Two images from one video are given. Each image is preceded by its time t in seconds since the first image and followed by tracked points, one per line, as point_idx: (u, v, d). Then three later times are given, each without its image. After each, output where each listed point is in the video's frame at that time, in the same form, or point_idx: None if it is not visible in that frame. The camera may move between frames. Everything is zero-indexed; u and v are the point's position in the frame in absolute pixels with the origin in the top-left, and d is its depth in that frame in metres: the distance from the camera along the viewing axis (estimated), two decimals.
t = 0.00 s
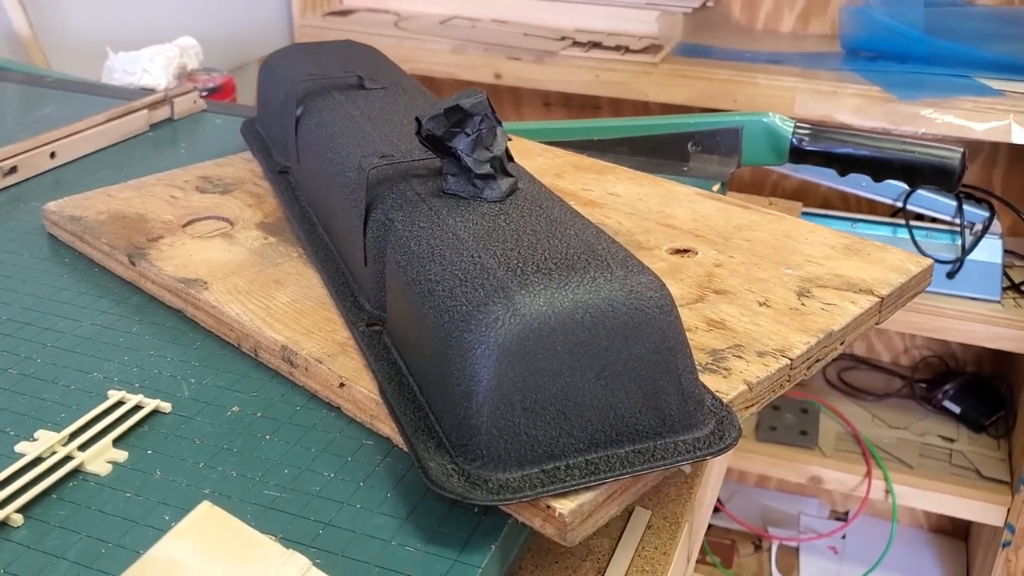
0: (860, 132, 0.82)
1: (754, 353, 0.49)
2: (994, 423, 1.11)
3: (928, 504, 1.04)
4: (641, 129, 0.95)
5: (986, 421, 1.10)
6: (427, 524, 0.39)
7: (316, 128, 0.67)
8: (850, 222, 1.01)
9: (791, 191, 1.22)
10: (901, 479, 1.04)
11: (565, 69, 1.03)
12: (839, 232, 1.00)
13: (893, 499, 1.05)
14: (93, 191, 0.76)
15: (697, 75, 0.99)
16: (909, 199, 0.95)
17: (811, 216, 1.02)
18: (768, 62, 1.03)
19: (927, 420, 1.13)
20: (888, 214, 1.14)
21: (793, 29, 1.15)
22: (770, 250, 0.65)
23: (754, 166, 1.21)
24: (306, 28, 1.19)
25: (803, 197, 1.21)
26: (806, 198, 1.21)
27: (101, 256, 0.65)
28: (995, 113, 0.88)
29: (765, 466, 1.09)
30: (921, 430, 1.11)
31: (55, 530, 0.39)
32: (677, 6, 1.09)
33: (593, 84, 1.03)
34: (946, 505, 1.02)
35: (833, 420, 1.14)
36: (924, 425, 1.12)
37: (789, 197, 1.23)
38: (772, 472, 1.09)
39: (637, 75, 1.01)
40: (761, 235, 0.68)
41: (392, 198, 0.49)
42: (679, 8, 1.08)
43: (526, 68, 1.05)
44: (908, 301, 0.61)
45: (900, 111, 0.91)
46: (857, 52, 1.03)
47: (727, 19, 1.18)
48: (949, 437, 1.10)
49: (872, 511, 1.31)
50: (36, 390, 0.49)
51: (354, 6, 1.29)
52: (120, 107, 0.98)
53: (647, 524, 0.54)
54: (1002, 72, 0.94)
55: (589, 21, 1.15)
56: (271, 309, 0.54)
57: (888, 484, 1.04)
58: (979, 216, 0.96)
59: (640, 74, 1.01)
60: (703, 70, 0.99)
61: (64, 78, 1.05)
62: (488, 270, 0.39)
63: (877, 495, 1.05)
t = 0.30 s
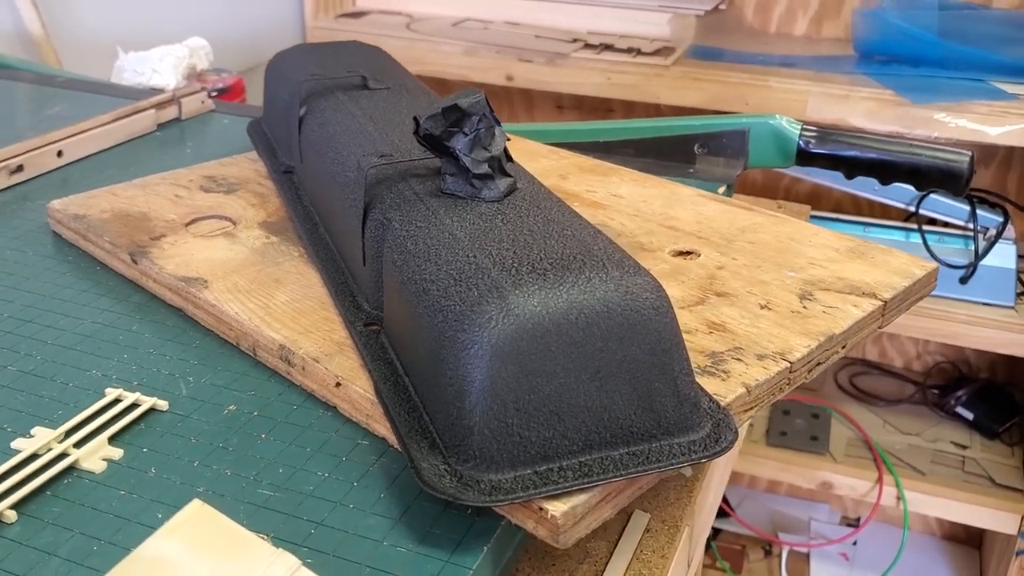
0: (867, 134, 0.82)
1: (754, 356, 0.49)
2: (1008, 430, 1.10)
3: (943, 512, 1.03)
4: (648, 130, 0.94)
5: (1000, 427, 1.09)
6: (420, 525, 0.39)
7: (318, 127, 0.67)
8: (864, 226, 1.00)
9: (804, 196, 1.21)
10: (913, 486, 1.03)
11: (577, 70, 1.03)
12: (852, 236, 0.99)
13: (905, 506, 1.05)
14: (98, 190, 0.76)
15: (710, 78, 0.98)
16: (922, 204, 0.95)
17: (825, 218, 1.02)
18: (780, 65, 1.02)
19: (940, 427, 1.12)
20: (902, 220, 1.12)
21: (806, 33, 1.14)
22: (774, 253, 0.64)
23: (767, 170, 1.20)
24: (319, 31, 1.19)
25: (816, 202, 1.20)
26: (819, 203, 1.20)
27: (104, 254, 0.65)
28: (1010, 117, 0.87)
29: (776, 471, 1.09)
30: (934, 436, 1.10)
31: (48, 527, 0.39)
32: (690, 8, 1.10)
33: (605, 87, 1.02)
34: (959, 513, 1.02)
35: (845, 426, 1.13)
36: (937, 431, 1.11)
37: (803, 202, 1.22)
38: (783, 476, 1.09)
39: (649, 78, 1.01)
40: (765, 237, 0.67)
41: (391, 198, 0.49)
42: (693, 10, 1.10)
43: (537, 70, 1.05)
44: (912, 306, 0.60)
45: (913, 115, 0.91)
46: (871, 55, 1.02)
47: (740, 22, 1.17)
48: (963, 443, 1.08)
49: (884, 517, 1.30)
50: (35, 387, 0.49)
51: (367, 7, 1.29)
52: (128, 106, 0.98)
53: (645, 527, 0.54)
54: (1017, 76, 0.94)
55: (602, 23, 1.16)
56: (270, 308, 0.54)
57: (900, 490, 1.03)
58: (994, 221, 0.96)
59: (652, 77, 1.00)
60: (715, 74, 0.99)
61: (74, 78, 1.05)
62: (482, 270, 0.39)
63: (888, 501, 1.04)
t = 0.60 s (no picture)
0: (882, 135, 0.81)
1: (760, 356, 0.48)
2: None
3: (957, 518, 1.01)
4: (661, 130, 0.94)
5: (1021, 434, 1.07)
6: (419, 521, 0.38)
7: (328, 125, 0.67)
8: (883, 230, 0.98)
9: (824, 199, 1.20)
10: (932, 492, 1.01)
11: (596, 71, 1.02)
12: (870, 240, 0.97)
13: (924, 513, 1.02)
14: (111, 186, 0.77)
15: (729, 79, 0.98)
16: (942, 206, 0.93)
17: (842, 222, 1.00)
18: (801, 67, 1.02)
19: (961, 432, 1.11)
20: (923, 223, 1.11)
21: (827, 34, 1.13)
22: (784, 253, 0.64)
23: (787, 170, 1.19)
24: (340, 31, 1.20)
25: (836, 204, 1.20)
26: (838, 206, 1.20)
27: (115, 250, 0.66)
28: None
29: (792, 476, 1.08)
30: (953, 442, 1.09)
31: (50, 518, 0.39)
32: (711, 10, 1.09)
33: (624, 87, 1.02)
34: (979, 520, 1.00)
35: (863, 430, 1.12)
36: (957, 437, 1.10)
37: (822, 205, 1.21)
38: (798, 482, 1.07)
39: (667, 79, 1.00)
40: (776, 237, 0.67)
41: (396, 195, 0.49)
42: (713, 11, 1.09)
43: (555, 71, 1.05)
44: (923, 308, 0.59)
45: (935, 118, 0.90)
46: (892, 57, 1.01)
47: (761, 23, 1.17)
48: (983, 450, 1.07)
49: (901, 522, 1.30)
50: (42, 380, 0.50)
51: (387, 7, 1.30)
52: (143, 104, 0.99)
53: (650, 528, 0.54)
54: None
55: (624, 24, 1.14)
56: (276, 304, 0.54)
57: (918, 496, 1.01)
58: (1014, 225, 0.92)
59: (670, 78, 1.00)
60: (734, 74, 0.98)
61: (93, 75, 1.06)
62: (484, 267, 0.39)
63: (906, 507, 1.02)
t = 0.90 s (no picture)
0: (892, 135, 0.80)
1: (759, 356, 0.48)
2: None
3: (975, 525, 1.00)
4: (670, 130, 0.94)
5: None
6: (411, 516, 0.38)
7: (333, 120, 0.67)
8: (901, 234, 0.95)
9: (839, 203, 1.19)
10: (947, 499, 1.00)
11: (612, 72, 1.02)
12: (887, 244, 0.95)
13: (938, 519, 1.01)
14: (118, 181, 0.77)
15: (746, 80, 0.97)
16: (960, 211, 0.90)
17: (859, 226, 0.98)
18: (818, 69, 1.01)
19: (977, 438, 1.10)
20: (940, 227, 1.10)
21: (845, 37, 1.12)
22: (789, 253, 0.63)
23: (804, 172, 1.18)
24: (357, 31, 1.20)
25: (852, 207, 1.19)
26: (856, 208, 1.18)
27: (120, 244, 0.66)
28: None
29: (806, 481, 1.06)
30: (969, 449, 1.08)
31: (43, 508, 0.39)
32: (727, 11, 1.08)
33: (640, 89, 1.02)
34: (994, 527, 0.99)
35: (878, 435, 1.11)
36: (973, 443, 1.09)
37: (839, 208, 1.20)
38: (814, 486, 1.06)
39: (682, 80, 1.00)
40: (782, 237, 0.66)
41: (395, 190, 0.49)
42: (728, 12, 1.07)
43: (571, 71, 1.04)
44: (929, 309, 0.59)
45: (953, 121, 0.88)
46: (911, 60, 1.00)
47: (779, 26, 1.16)
48: (1000, 457, 1.06)
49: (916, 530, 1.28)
50: (43, 372, 0.50)
51: (404, 7, 1.30)
52: (154, 100, 1.00)
53: (648, 527, 0.53)
54: None
55: (636, 24, 1.15)
56: (276, 299, 0.54)
57: (933, 502, 1.00)
58: None
59: (687, 79, 1.00)
60: (751, 77, 0.97)
61: (106, 72, 1.07)
62: (478, 262, 0.39)
63: (921, 514, 1.01)
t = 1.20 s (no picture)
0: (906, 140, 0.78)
1: (761, 359, 0.47)
2: None
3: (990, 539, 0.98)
4: (681, 131, 0.93)
5: None
6: (401, 512, 0.38)
7: (340, 115, 0.67)
8: (918, 243, 0.95)
9: (859, 211, 1.17)
10: (961, 510, 0.99)
11: (631, 75, 1.02)
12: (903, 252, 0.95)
13: (952, 532, 0.99)
14: (127, 173, 0.78)
15: (768, 86, 0.96)
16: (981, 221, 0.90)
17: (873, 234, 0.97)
18: (839, 75, 1.00)
19: (994, 451, 1.08)
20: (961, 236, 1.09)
21: (868, 42, 1.11)
22: (795, 257, 0.62)
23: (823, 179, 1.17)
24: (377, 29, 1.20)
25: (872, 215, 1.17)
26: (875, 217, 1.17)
27: (126, 235, 0.66)
28: None
29: (819, 490, 1.05)
30: (986, 461, 1.06)
31: (35, 496, 0.39)
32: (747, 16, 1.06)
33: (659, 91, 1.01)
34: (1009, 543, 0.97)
35: (892, 446, 1.09)
36: (989, 456, 1.07)
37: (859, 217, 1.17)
38: (826, 496, 1.05)
39: (701, 84, 0.99)
40: (790, 241, 0.65)
41: (397, 185, 0.49)
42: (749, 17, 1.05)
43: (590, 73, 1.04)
44: (938, 315, 0.58)
45: (974, 129, 0.86)
46: (932, 66, 0.99)
47: (800, 31, 1.15)
48: (1016, 470, 1.04)
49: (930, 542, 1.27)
50: (42, 360, 0.50)
51: (425, 6, 1.30)
52: (168, 94, 1.00)
53: (646, 531, 0.53)
54: None
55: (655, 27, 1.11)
56: (277, 292, 0.54)
57: (947, 514, 0.98)
58: None
59: (705, 83, 0.99)
60: (770, 81, 0.97)
61: (124, 65, 1.07)
62: (474, 258, 0.39)
63: (935, 526, 1.00)
